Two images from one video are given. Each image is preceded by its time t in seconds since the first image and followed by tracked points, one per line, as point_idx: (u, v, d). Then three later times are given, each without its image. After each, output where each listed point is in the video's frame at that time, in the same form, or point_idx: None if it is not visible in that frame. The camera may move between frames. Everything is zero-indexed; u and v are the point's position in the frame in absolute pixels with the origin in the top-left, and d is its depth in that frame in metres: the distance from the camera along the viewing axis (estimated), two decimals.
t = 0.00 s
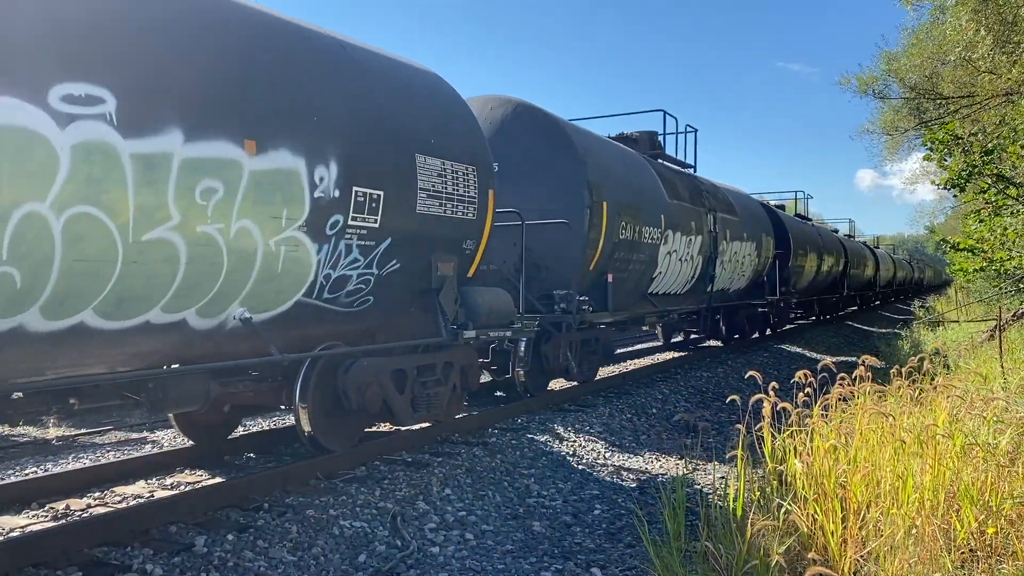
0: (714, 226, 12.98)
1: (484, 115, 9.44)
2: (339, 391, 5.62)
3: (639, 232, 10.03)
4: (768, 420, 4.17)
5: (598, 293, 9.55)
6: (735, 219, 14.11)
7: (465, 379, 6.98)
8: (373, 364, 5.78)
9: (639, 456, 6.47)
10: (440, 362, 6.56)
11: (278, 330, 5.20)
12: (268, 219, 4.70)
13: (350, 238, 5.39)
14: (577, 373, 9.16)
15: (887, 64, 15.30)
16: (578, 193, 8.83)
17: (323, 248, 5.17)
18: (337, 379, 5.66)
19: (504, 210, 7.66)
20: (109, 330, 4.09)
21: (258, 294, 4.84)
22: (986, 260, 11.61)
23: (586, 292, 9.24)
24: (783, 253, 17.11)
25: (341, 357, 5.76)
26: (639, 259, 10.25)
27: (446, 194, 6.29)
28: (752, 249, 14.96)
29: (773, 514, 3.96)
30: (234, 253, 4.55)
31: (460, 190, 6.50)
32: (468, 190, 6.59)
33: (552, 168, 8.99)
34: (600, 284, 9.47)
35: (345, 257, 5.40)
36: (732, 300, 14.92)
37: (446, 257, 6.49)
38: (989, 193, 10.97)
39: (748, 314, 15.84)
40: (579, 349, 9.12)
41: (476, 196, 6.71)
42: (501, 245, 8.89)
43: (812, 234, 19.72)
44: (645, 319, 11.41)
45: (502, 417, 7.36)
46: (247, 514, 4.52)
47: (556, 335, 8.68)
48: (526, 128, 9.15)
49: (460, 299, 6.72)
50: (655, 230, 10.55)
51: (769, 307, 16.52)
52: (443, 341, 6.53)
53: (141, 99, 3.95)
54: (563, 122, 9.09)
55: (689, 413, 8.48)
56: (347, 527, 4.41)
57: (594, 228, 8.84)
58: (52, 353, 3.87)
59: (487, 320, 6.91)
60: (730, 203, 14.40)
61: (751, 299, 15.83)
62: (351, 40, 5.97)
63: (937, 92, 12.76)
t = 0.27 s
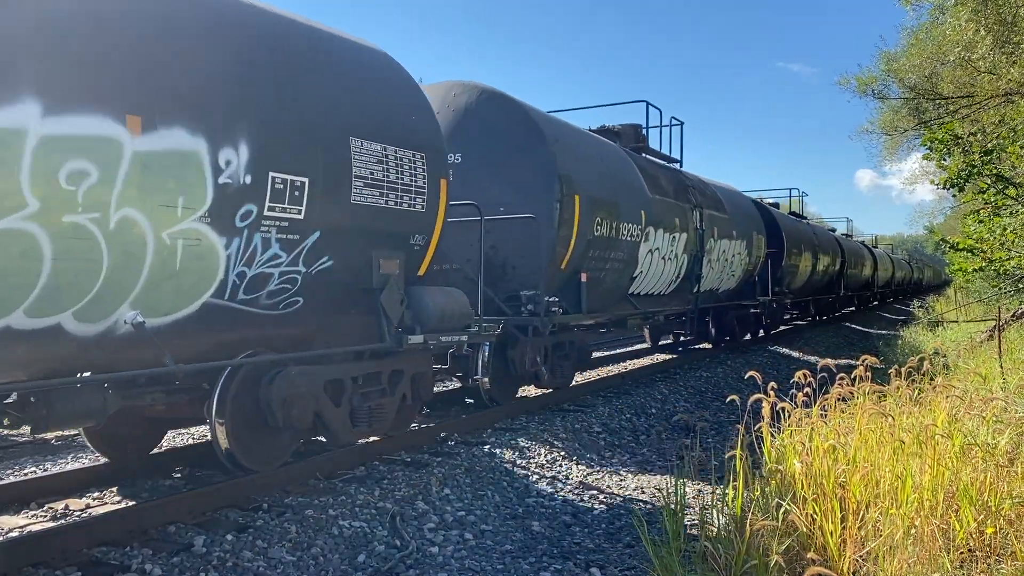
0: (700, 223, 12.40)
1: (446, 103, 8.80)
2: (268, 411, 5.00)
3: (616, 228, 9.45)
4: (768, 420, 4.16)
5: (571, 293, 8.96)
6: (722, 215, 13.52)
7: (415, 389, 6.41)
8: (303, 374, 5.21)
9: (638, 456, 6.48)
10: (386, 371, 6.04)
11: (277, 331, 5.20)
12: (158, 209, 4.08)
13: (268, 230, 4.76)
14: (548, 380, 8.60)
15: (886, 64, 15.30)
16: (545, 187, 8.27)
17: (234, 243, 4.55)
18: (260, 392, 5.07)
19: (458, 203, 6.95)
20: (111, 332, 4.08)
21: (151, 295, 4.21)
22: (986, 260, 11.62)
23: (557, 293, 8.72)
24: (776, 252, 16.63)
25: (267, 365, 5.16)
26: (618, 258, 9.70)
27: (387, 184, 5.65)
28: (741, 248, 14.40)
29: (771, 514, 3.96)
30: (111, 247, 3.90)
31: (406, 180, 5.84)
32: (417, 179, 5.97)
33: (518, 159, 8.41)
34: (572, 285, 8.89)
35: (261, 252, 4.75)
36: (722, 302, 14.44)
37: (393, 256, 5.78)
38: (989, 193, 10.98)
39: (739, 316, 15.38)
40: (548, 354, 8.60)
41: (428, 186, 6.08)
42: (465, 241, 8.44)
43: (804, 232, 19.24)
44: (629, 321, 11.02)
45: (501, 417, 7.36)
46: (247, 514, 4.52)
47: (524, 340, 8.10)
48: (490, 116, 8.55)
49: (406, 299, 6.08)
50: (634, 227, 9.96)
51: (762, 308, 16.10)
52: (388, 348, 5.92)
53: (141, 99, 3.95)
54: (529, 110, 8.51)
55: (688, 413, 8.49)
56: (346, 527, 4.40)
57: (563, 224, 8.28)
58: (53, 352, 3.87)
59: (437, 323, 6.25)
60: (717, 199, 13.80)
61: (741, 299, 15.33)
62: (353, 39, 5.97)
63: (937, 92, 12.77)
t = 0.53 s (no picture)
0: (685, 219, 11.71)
1: (403, 87, 8.12)
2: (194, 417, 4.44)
3: (591, 225, 8.76)
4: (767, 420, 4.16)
5: (542, 295, 8.28)
6: (710, 211, 12.83)
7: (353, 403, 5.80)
8: (216, 385, 4.58)
9: (638, 456, 6.48)
10: (321, 383, 5.41)
11: (277, 331, 5.21)
12: (8, 192, 3.42)
13: (161, 220, 4.10)
14: (514, 389, 7.94)
15: (886, 64, 15.30)
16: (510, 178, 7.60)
17: (116, 236, 3.90)
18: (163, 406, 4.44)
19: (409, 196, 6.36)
20: (110, 331, 4.08)
21: (12, 297, 3.56)
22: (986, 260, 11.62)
23: (525, 295, 8.07)
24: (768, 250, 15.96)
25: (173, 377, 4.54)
26: (594, 257, 9.04)
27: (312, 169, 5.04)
28: (730, 246, 13.73)
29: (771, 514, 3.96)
30: None
31: (336, 165, 5.22)
32: (351, 165, 5.34)
33: (480, 148, 7.75)
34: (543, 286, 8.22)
35: (154, 247, 4.11)
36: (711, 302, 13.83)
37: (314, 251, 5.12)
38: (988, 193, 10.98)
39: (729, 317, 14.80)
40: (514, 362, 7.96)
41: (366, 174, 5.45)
42: (423, 237, 7.81)
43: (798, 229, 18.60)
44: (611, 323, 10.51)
45: (500, 417, 7.36)
46: (246, 514, 4.52)
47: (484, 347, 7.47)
48: (449, 101, 7.88)
49: (339, 301, 5.45)
50: (612, 224, 9.28)
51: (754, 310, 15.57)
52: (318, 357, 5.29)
53: (141, 101, 3.97)
54: (492, 94, 7.85)
55: (687, 413, 8.49)
56: (346, 527, 4.40)
57: (530, 220, 7.61)
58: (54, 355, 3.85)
59: (376, 328, 5.71)
60: (705, 194, 13.12)
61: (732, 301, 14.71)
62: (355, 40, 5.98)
63: (936, 92, 12.77)
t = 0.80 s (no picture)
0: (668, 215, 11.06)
1: (351, 69, 7.38)
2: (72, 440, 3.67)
3: (562, 220, 8.15)
4: (766, 419, 4.16)
5: (507, 295, 7.65)
6: (695, 207, 12.20)
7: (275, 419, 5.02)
8: (109, 396, 3.88)
9: (637, 456, 6.47)
10: (234, 397, 4.62)
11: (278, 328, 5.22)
12: None
13: (16, 206, 3.31)
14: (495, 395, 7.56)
15: (885, 64, 15.29)
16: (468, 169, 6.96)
17: None
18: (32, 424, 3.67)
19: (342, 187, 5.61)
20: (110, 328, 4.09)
21: None
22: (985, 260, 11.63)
23: (488, 296, 7.44)
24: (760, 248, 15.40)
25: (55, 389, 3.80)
26: (568, 254, 8.44)
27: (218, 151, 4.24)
28: (718, 244, 13.11)
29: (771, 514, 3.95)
30: None
31: (250, 148, 4.44)
32: (268, 148, 4.56)
33: (435, 136, 7.06)
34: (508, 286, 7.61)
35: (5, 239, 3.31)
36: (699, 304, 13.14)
37: (233, 245, 4.46)
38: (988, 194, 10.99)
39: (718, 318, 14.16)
40: (475, 369, 7.22)
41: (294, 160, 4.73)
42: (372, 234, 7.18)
43: (790, 227, 18.04)
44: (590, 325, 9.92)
45: (500, 416, 7.36)
46: (245, 514, 4.51)
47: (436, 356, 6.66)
48: (402, 84, 7.19)
49: (254, 302, 4.57)
50: (586, 219, 8.65)
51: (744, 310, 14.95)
52: (225, 367, 4.45)
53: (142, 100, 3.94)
54: (450, 78, 7.19)
55: (687, 413, 8.48)
56: (345, 526, 4.40)
57: (490, 214, 6.96)
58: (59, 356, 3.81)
59: (298, 334, 4.81)
60: (690, 189, 12.47)
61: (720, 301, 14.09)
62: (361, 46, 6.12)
63: (936, 92, 12.78)
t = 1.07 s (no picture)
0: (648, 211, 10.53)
1: (290, 48, 6.64)
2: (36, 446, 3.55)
3: (526, 214, 7.62)
4: (767, 420, 4.15)
5: (465, 294, 7.14)
6: (677, 203, 11.68)
7: (183, 439, 4.43)
8: None
9: (636, 456, 6.47)
10: (125, 414, 3.97)
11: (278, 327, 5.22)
12: None
13: None
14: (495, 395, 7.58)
15: (885, 63, 15.28)
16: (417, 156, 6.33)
17: None
18: None
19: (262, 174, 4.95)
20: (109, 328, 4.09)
21: None
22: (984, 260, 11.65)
23: (442, 295, 6.93)
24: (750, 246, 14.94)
25: None
26: (536, 252, 7.98)
27: (88, 128, 3.63)
28: (702, 242, 12.58)
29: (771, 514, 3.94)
30: None
31: (136, 127, 3.86)
32: (159, 127, 3.99)
33: (381, 121, 6.38)
34: (467, 284, 7.10)
35: None
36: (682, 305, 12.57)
37: (115, 240, 3.88)
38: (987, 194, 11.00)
39: (706, 320, 13.68)
40: (430, 375, 6.62)
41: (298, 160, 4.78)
42: (313, 229, 6.44)
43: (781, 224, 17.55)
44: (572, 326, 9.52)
45: (499, 416, 7.37)
46: (245, 513, 4.51)
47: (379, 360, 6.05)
48: (344, 63, 6.46)
49: (141, 306, 3.93)
50: (553, 214, 8.13)
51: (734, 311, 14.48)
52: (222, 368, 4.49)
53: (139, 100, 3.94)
54: (399, 58, 6.56)
55: (686, 413, 8.49)
56: (345, 526, 4.40)
57: (441, 206, 6.40)
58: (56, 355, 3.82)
59: (198, 342, 4.21)
60: (672, 184, 11.90)
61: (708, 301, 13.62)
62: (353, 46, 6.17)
63: (936, 92, 12.80)
